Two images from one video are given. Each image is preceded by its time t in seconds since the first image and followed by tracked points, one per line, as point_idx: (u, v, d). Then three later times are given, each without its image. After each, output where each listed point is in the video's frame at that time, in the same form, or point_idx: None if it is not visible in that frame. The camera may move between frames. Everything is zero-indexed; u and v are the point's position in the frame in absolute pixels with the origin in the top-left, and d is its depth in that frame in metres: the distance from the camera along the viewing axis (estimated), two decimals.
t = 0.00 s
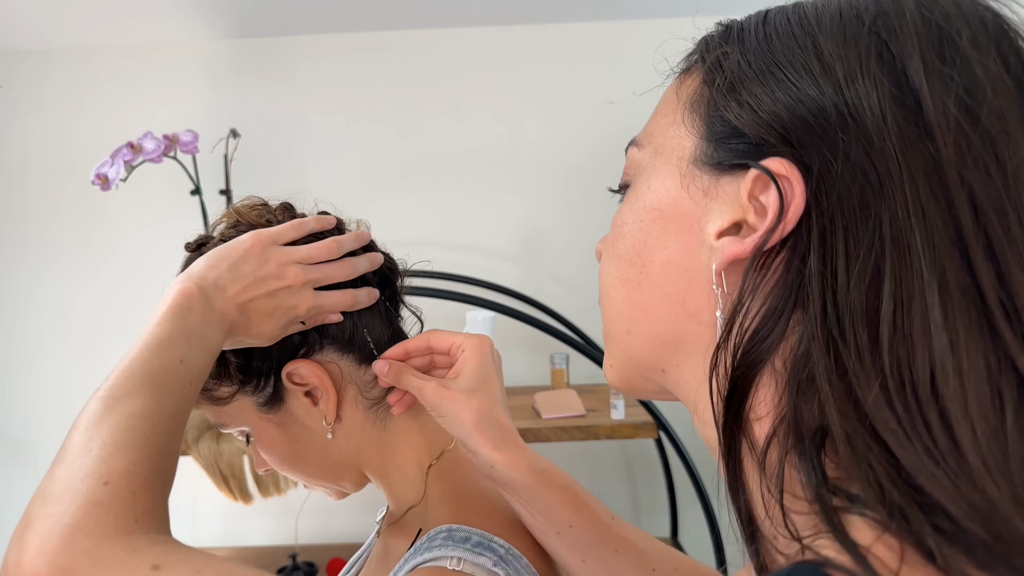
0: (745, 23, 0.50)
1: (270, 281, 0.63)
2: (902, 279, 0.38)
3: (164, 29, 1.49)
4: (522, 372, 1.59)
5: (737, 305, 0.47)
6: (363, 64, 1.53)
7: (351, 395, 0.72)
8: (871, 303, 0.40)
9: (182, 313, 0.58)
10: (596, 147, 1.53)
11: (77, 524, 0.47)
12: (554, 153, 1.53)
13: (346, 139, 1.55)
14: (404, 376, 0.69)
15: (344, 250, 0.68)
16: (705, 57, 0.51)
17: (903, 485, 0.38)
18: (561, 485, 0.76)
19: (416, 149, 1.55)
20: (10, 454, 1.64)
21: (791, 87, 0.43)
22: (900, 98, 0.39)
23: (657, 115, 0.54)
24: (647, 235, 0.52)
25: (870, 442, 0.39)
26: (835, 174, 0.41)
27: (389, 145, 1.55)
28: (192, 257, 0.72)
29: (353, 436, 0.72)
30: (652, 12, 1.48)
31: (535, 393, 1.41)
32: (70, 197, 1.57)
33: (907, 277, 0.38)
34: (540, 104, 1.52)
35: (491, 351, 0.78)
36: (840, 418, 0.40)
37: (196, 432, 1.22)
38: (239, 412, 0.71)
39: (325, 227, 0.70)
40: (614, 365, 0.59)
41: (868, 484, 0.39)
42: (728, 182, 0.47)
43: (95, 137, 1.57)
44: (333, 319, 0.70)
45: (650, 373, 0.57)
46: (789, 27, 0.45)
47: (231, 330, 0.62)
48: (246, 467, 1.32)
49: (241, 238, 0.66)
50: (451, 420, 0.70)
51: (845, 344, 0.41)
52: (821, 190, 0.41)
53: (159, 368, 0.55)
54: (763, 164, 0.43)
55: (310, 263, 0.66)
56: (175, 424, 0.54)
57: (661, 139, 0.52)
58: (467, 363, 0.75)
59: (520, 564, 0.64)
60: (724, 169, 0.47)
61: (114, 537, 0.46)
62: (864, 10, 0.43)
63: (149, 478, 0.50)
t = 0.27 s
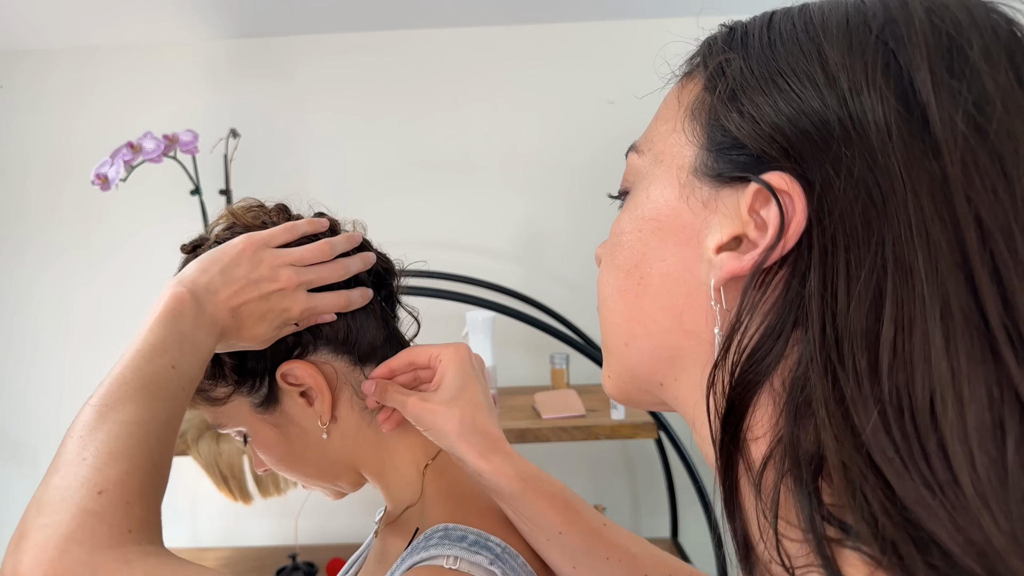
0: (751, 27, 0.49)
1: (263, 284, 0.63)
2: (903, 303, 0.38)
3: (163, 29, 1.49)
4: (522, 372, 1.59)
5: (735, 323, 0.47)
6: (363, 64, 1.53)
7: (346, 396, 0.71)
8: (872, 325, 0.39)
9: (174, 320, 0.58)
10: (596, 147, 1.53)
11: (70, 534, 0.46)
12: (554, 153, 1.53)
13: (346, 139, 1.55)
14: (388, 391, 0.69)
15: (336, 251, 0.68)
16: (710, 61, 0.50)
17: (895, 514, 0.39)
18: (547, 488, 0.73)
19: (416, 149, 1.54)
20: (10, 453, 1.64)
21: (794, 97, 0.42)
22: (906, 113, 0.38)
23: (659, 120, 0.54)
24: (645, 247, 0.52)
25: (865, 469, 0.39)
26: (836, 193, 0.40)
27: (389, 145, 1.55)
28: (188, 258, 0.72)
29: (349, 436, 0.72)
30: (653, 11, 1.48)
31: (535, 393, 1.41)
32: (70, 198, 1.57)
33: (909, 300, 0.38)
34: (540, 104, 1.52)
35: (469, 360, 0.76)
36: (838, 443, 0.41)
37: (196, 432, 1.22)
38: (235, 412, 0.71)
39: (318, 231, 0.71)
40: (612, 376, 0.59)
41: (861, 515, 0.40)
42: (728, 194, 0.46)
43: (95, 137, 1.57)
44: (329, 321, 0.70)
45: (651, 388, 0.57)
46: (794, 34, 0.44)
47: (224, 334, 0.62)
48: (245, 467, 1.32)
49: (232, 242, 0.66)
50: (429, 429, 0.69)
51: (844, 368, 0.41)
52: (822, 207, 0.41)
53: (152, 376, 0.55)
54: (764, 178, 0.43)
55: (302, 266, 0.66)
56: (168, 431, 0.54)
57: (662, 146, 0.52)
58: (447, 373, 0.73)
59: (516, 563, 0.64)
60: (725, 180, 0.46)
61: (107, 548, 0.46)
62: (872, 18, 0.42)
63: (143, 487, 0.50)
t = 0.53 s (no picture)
0: (767, 17, 0.49)
1: (260, 285, 0.63)
2: (914, 301, 0.37)
3: (163, 29, 1.49)
4: (522, 372, 1.59)
5: (743, 319, 0.47)
6: (363, 64, 1.53)
7: (344, 396, 0.71)
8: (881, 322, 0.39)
9: (171, 321, 0.58)
10: (596, 147, 1.52)
11: (63, 533, 0.46)
12: (553, 153, 1.53)
13: (346, 139, 1.54)
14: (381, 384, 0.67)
15: (333, 251, 0.68)
16: (724, 53, 0.50)
17: (896, 517, 0.39)
18: (546, 472, 0.73)
19: (416, 149, 1.54)
20: (10, 453, 1.64)
21: (807, 91, 0.42)
22: (924, 105, 0.37)
23: (671, 111, 0.54)
24: (652, 241, 0.52)
25: (868, 469, 0.40)
26: (847, 188, 0.40)
27: (389, 145, 1.55)
28: (187, 258, 0.72)
29: (348, 436, 0.72)
30: (652, 12, 1.48)
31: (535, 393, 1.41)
32: (70, 198, 1.57)
33: (919, 299, 0.37)
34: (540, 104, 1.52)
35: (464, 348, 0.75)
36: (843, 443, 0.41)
37: (195, 432, 1.22)
38: (234, 412, 0.71)
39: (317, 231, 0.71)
40: (615, 373, 0.59)
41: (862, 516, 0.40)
42: (737, 187, 0.46)
43: (95, 137, 1.57)
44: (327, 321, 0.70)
45: (653, 385, 0.57)
46: (811, 25, 0.44)
47: (222, 335, 0.62)
48: (245, 466, 1.32)
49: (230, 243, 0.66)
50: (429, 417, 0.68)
51: (852, 367, 0.41)
52: (832, 203, 0.41)
53: (148, 376, 0.55)
54: (775, 171, 0.43)
55: (300, 266, 0.66)
56: (164, 432, 0.54)
57: (672, 138, 0.52)
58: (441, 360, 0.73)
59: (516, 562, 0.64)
60: (736, 174, 0.46)
61: (99, 547, 0.46)
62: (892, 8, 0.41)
63: (138, 487, 0.50)
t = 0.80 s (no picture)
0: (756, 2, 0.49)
1: (256, 284, 0.63)
2: (902, 280, 0.37)
3: (162, 28, 1.49)
4: (522, 372, 1.59)
5: (730, 299, 0.46)
6: (363, 64, 1.53)
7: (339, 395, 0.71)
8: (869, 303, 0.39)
9: (167, 318, 0.58)
10: (596, 147, 1.52)
11: (52, 523, 0.46)
12: (553, 153, 1.53)
13: (345, 139, 1.54)
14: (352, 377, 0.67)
15: (330, 251, 0.68)
16: (713, 37, 0.50)
17: (884, 498, 0.38)
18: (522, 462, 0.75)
19: (416, 149, 1.54)
20: (11, 454, 1.64)
21: (796, 70, 0.42)
22: (912, 85, 0.37)
23: (661, 96, 0.53)
24: (642, 224, 0.52)
25: (854, 449, 0.39)
26: (835, 167, 0.40)
27: (389, 144, 1.54)
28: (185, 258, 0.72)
29: (344, 437, 0.71)
30: (653, 12, 1.48)
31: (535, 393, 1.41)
32: (69, 197, 1.57)
33: (908, 278, 0.37)
34: (540, 103, 1.52)
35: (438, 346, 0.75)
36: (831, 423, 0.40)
37: (195, 432, 1.22)
38: (232, 412, 0.71)
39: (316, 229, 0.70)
40: (605, 359, 0.59)
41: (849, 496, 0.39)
42: (726, 170, 0.46)
43: (94, 136, 1.57)
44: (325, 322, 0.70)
45: (640, 369, 0.57)
46: (799, 6, 0.44)
47: (217, 334, 0.62)
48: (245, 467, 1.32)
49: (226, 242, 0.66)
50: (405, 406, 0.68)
51: (839, 346, 0.40)
52: (820, 182, 0.41)
53: (140, 371, 0.55)
54: (764, 151, 0.42)
55: (296, 265, 0.65)
56: (155, 428, 0.55)
57: (662, 123, 0.52)
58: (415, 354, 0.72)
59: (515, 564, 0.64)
60: (724, 156, 0.46)
61: (88, 536, 0.46)
62: None
63: (127, 479, 0.50)
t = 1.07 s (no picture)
0: (745, 8, 0.49)
1: (253, 289, 0.63)
2: (883, 283, 0.37)
3: (162, 28, 1.49)
4: (522, 372, 1.58)
5: (717, 303, 0.46)
6: (363, 64, 1.53)
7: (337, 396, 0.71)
8: (851, 306, 0.39)
9: (161, 328, 0.58)
10: (596, 147, 1.52)
11: (42, 534, 0.46)
12: (553, 152, 1.53)
13: (345, 139, 1.54)
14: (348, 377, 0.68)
15: (327, 255, 0.68)
16: (702, 42, 0.50)
17: (865, 500, 0.38)
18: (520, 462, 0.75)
19: (416, 149, 1.54)
20: (11, 454, 1.64)
21: (780, 75, 0.42)
22: (893, 89, 0.37)
23: (651, 102, 0.53)
24: (632, 229, 0.52)
25: (836, 452, 0.39)
26: (818, 170, 0.40)
27: (389, 144, 1.54)
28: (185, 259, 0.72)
29: (343, 438, 0.71)
30: (653, 11, 1.47)
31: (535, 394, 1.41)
32: (69, 197, 1.57)
33: (889, 280, 0.37)
34: (540, 103, 1.52)
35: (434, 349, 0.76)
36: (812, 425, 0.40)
37: (195, 432, 1.22)
38: (231, 412, 0.71)
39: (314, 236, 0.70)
40: (598, 364, 0.59)
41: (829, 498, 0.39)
42: (712, 174, 0.46)
43: (94, 136, 1.57)
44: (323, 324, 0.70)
45: (633, 375, 0.57)
46: (786, 12, 0.44)
47: (215, 341, 0.62)
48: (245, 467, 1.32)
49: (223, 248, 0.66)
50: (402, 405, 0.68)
51: (821, 349, 0.40)
52: (803, 185, 0.41)
53: (136, 381, 0.55)
54: (749, 155, 0.42)
55: (293, 270, 0.65)
56: (150, 440, 0.55)
57: (651, 129, 0.52)
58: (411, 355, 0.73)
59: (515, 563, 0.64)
60: (711, 162, 0.46)
61: (77, 548, 0.46)
62: None
63: (118, 491, 0.50)
